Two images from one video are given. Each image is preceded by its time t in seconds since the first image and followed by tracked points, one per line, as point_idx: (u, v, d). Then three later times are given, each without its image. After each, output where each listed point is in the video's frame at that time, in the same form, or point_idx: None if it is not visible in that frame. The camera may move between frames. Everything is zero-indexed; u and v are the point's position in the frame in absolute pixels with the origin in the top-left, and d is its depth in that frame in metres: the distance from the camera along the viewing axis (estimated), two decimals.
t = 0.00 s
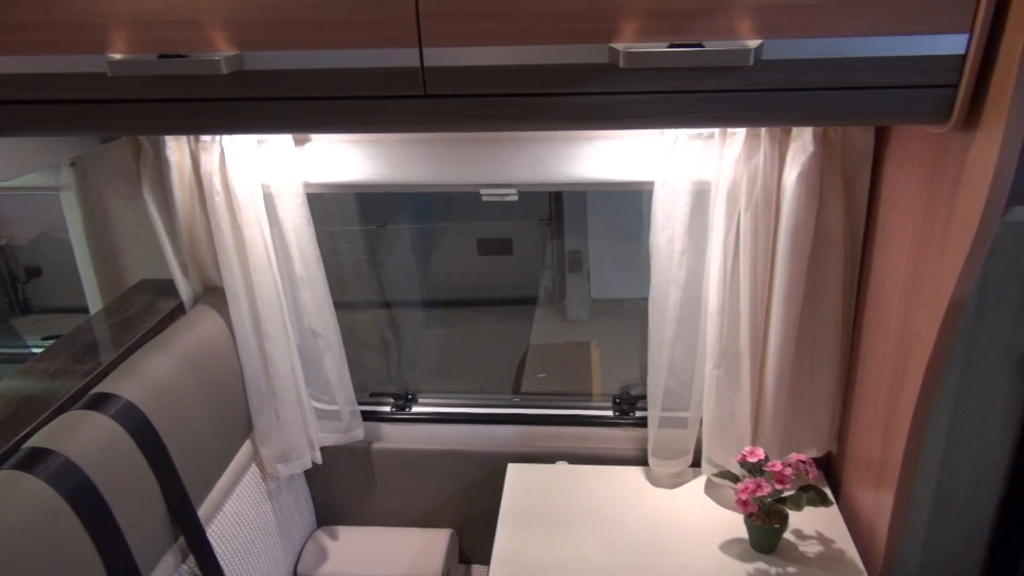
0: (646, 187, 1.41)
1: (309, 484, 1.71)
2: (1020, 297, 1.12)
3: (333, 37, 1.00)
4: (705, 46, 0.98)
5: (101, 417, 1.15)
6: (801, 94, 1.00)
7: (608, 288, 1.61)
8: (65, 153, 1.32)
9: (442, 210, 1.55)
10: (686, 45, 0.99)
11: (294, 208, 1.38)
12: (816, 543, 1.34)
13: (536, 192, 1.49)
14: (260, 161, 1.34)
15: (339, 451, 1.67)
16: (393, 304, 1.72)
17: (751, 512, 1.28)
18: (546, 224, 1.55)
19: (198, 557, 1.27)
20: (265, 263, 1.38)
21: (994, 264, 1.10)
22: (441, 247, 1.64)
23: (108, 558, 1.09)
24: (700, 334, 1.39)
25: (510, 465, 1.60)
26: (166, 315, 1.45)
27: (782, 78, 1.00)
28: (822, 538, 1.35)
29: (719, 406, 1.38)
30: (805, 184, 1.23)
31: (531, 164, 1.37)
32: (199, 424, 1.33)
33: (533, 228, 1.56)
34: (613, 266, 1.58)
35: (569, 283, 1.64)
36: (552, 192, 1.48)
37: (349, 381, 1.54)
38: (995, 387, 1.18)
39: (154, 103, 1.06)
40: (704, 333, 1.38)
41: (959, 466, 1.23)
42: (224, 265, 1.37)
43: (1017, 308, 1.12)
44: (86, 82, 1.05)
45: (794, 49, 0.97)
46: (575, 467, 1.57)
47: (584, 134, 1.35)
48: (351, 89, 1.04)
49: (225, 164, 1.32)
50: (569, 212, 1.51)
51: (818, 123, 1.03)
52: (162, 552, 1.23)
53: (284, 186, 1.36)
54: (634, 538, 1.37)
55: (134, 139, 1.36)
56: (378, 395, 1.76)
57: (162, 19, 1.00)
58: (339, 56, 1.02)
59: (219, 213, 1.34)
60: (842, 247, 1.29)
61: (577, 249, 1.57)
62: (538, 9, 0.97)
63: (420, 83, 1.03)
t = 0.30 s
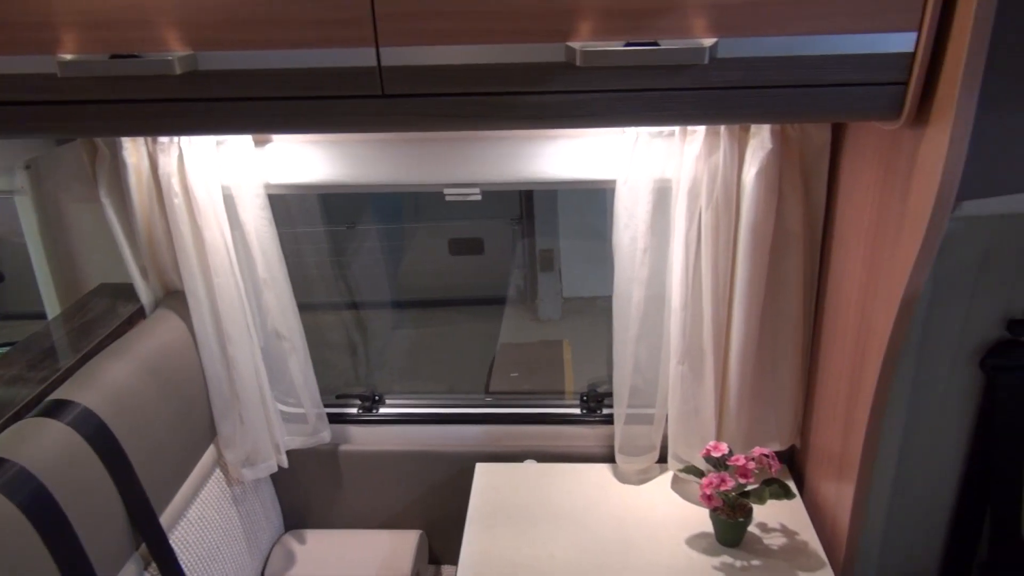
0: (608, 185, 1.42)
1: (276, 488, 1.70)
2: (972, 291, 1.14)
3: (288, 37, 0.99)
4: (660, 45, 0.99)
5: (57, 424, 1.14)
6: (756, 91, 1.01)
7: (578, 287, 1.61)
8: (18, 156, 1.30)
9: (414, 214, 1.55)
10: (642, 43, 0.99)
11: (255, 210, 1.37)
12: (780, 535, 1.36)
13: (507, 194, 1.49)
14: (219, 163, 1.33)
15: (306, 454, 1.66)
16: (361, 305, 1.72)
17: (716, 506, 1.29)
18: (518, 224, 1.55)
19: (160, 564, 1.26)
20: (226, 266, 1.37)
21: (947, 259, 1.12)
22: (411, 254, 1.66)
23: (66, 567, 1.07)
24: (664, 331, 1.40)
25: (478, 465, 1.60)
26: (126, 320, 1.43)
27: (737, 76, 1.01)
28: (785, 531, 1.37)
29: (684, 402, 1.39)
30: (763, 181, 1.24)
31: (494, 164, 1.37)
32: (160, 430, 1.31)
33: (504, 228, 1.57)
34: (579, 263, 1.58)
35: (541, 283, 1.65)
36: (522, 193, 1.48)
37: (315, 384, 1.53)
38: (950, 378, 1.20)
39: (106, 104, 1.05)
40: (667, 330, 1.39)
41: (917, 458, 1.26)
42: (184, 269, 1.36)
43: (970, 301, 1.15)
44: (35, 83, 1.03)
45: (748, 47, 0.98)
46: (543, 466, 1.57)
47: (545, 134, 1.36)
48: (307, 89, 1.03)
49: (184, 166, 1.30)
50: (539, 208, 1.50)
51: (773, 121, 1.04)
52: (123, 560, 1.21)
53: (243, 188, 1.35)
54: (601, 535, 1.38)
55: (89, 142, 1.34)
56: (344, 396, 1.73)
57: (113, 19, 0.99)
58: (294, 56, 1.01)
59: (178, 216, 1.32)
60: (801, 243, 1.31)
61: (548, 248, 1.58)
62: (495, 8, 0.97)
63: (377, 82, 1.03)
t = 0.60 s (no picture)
0: (574, 183, 1.42)
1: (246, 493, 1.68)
2: (932, 283, 1.15)
3: (244, 36, 0.98)
4: (619, 42, 0.99)
5: (14, 433, 1.11)
6: (715, 88, 1.02)
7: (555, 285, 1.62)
8: None
9: (385, 213, 1.54)
10: (601, 41, 0.99)
11: (218, 213, 1.36)
12: (749, 529, 1.37)
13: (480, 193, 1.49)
14: (180, 165, 1.31)
15: (276, 458, 1.64)
16: (332, 306, 1.71)
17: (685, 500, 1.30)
18: (492, 223, 1.55)
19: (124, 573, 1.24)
20: (188, 269, 1.35)
21: (907, 251, 1.13)
22: (385, 253, 1.65)
23: None
24: (632, 328, 1.40)
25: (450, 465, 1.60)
26: (88, 325, 1.42)
27: (696, 72, 1.01)
28: (755, 524, 1.38)
29: (653, 398, 1.40)
30: (726, 177, 1.25)
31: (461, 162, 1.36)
32: (123, 437, 1.29)
33: (478, 225, 1.57)
34: (549, 261, 1.58)
35: (516, 282, 1.65)
36: (496, 193, 1.48)
37: (284, 387, 1.52)
38: (913, 370, 1.21)
39: (58, 106, 1.03)
40: (635, 327, 1.39)
41: (883, 449, 1.27)
42: (146, 273, 1.34)
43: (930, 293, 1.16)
44: None
45: (707, 44, 0.99)
46: (514, 465, 1.57)
47: (510, 132, 1.35)
48: (265, 89, 1.02)
49: (144, 169, 1.29)
50: (512, 206, 1.50)
51: (732, 117, 1.05)
52: (85, 570, 1.19)
53: (205, 190, 1.33)
54: (572, 533, 1.38)
55: (46, 145, 1.31)
56: (313, 399, 1.71)
57: (64, 19, 0.97)
58: (250, 56, 1.00)
59: (138, 220, 1.30)
60: (766, 238, 1.32)
61: (522, 246, 1.58)
62: (453, 6, 0.97)
63: (336, 82, 1.02)
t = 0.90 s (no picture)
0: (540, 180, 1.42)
1: (213, 498, 1.66)
2: (892, 276, 1.18)
3: (197, 35, 0.96)
4: (578, 39, 0.98)
5: None
6: (674, 84, 1.02)
7: (528, 284, 1.61)
8: None
9: (357, 213, 1.52)
10: (560, 37, 0.99)
11: (179, 215, 1.33)
12: (718, 523, 1.37)
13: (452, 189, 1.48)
14: (138, 166, 1.29)
15: (244, 463, 1.62)
16: (300, 309, 1.68)
17: (654, 497, 1.28)
18: (465, 221, 1.54)
19: None
20: (148, 273, 1.33)
21: (866, 245, 1.15)
22: (354, 253, 1.63)
23: None
24: (599, 325, 1.40)
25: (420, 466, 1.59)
26: (45, 332, 1.39)
27: (655, 69, 1.01)
28: (724, 518, 1.38)
29: (621, 394, 1.40)
30: (689, 173, 1.25)
31: (425, 160, 1.35)
32: (82, 445, 1.27)
33: (449, 224, 1.56)
34: (520, 259, 1.57)
35: (490, 281, 1.64)
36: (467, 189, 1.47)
37: (250, 390, 1.50)
38: (875, 361, 1.23)
39: (7, 107, 1.01)
40: (602, 323, 1.40)
41: (847, 440, 1.28)
42: (105, 277, 1.31)
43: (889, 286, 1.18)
44: None
45: (665, 40, 0.98)
46: (484, 463, 1.57)
47: (473, 130, 1.35)
48: (220, 88, 1.00)
49: (100, 172, 1.26)
50: (483, 206, 1.50)
51: (691, 112, 1.05)
52: None
53: (164, 192, 1.31)
54: (542, 531, 1.37)
55: None
56: (281, 402, 1.70)
57: (10, 18, 0.95)
58: (204, 55, 0.98)
59: (95, 224, 1.28)
60: (730, 233, 1.32)
61: (494, 244, 1.57)
62: (411, 4, 0.96)
63: (293, 81, 1.00)
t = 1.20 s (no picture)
0: (506, 178, 1.42)
1: (183, 504, 1.63)
2: (856, 270, 1.20)
3: (155, 34, 0.94)
4: (542, 36, 0.98)
5: None
6: (638, 80, 1.02)
7: (504, 282, 1.61)
8: None
9: (327, 212, 1.50)
10: (522, 35, 0.98)
11: (143, 218, 1.31)
12: (690, 518, 1.38)
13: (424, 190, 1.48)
14: (98, 167, 1.27)
15: (214, 467, 1.60)
16: (271, 311, 1.69)
17: (626, 493, 1.30)
18: (439, 221, 1.54)
19: None
20: (111, 276, 1.30)
21: (829, 240, 1.16)
22: (329, 252, 1.64)
23: None
24: (570, 323, 1.41)
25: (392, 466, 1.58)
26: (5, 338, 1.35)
27: (619, 66, 1.01)
28: (695, 513, 1.39)
29: (593, 391, 1.40)
30: (657, 169, 1.25)
31: (392, 159, 1.34)
32: (44, 452, 1.24)
33: (422, 223, 1.55)
34: (493, 259, 1.57)
35: (464, 280, 1.64)
36: (439, 188, 1.46)
37: (219, 394, 1.49)
38: (841, 354, 1.25)
39: None
40: (573, 321, 1.40)
41: (813, 432, 1.30)
42: (66, 281, 1.28)
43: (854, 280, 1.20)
44: None
45: (629, 37, 0.99)
46: (456, 463, 1.57)
47: (440, 128, 1.34)
48: (178, 88, 0.98)
49: (59, 174, 1.23)
50: (457, 205, 1.49)
51: (656, 109, 1.05)
52: None
53: (126, 193, 1.29)
54: (515, 530, 1.37)
55: None
56: (250, 405, 1.67)
57: None
58: (161, 53, 0.96)
59: (54, 226, 1.25)
60: (698, 230, 1.33)
61: (469, 244, 1.56)
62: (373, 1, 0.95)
63: (253, 80, 0.99)
